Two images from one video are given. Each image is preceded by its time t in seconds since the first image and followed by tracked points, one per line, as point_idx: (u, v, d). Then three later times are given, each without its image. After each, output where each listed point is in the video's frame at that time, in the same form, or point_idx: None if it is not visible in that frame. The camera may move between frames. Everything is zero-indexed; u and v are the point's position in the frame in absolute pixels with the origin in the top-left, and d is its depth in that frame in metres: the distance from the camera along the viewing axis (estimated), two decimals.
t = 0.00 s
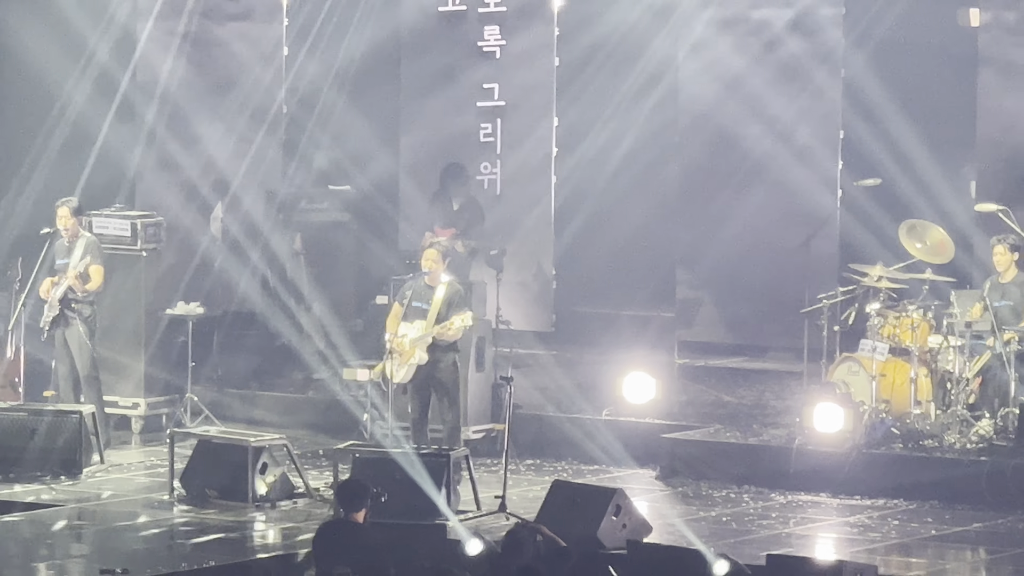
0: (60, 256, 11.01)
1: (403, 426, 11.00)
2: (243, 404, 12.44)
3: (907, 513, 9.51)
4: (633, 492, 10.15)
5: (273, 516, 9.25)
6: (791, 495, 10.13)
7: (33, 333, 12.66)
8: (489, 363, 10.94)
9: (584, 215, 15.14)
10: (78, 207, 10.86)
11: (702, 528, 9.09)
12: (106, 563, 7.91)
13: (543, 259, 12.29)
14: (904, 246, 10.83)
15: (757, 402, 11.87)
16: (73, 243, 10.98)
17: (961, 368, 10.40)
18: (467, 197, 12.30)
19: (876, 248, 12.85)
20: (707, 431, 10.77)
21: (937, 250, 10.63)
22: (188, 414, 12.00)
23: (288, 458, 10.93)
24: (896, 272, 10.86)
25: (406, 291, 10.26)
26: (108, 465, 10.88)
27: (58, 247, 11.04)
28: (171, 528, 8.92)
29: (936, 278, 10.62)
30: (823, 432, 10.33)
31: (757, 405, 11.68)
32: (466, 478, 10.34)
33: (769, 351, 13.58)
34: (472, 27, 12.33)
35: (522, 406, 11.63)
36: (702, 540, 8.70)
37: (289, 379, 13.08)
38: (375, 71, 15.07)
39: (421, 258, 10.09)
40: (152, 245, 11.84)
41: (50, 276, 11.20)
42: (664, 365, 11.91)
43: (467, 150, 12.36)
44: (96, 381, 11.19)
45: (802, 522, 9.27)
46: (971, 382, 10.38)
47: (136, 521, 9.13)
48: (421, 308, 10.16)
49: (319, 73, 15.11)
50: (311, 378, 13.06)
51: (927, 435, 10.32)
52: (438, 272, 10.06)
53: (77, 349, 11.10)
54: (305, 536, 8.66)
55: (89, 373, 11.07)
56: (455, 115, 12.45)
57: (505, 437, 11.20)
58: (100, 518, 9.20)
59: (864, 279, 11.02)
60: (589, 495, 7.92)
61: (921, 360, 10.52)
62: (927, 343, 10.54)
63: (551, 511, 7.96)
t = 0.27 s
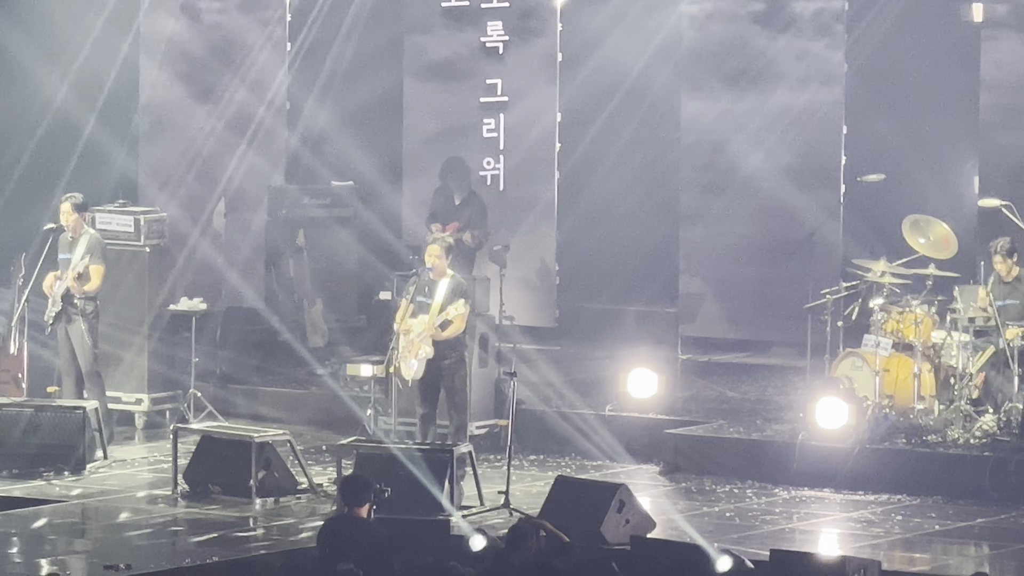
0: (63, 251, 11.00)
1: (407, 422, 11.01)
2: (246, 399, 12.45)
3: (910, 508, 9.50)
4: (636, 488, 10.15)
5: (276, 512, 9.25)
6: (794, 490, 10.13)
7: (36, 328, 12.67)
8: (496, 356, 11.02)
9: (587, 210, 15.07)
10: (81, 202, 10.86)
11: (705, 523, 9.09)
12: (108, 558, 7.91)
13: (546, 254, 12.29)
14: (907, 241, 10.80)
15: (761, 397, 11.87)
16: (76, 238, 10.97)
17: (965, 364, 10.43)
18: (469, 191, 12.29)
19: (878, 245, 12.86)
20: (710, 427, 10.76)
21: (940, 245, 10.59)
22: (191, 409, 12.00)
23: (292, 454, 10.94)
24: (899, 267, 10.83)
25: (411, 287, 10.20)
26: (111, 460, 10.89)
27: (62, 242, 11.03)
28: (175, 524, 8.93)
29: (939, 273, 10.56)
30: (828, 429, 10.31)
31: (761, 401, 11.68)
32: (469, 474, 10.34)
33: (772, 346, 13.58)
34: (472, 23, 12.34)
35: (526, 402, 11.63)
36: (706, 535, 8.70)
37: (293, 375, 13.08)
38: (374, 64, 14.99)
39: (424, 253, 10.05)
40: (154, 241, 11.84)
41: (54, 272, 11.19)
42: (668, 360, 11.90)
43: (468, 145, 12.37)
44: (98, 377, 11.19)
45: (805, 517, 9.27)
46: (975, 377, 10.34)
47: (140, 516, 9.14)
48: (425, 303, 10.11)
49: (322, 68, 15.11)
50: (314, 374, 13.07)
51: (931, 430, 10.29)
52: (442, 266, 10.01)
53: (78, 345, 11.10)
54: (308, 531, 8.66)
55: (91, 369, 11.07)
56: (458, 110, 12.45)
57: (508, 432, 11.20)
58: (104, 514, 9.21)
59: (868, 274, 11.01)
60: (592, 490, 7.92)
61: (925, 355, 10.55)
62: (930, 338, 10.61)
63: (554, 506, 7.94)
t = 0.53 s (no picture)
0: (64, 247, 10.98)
1: (407, 417, 11.01)
2: (246, 395, 12.45)
3: (910, 503, 9.50)
4: (636, 483, 10.14)
5: (276, 507, 9.24)
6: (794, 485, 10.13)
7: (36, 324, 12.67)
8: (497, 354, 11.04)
9: (580, 193, 14.99)
10: (82, 197, 10.85)
11: (705, 518, 9.08)
12: (108, 553, 7.90)
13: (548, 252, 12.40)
14: (907, 235, 10.79)
15: (762, 392, 11.86)
16: (78, 234, 10.95)
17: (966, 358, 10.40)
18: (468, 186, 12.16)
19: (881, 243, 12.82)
20: (710, 422, 10.76)
21: (940, 241, 10.59)
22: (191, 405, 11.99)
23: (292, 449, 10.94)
24: (900, 262, 10.80)
25: (414, 284, 10.21)
26: (112, 456, 10.89)
27: (62, 238, 11.00)
28: (174, 519, 8.92)
29: (939, 268, 10.59)
30: (829, 424, 10.31)
31: (762, 396, 11.68)
32: (469, 469, 10.34)
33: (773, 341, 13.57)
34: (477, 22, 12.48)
35: (526, 397, 11.63)
36: (706, 531, 8.68)
37: (293, 371, 13.06)
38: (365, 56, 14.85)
39: (425, 249, 10.03)
40: (154, 236, 11.85)
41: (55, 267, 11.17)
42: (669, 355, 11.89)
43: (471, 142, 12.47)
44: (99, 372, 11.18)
45: (806, 512, 9.27)
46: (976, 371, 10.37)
47: (139, 511, 9.13)
48: (427, 298, 10.11)
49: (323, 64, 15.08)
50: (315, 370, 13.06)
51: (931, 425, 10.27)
52: (444, 261, 10.00)
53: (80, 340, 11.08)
54: (308, 526, 8.65)
55: (91, 364, 11.06)
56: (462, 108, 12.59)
57: (508, 427, 11.20)
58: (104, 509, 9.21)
59: (869, 269, 11.00)
60: (593, 486, 7.90)
61: (925, 350, 10.54)
62: (931, 334, 10.59)
63: (553, 502, 7.91)
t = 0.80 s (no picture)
0: (64, 241, 11.00)
1: (407, 411, 11.03)
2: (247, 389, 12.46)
3: (910, 496, 9.50)
4: (635, 476, 10.15)
5: (275, 500, 9.24)
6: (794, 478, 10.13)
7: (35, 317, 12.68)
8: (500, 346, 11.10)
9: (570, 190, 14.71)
10: (82, 191, 10.86)
11: (704, 511, 9.09)
12: (107, 547, 7.90)
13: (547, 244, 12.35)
14: (906, 229, 10.82)
15: (762, 386, 11.86)
16: (79, 228, 10.98)
17: (965, 351, 10.35)
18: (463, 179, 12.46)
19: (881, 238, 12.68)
20: (710, 415, 10.77)
21: (940, 234, 10.63)
22: (190, 398, 12.00)
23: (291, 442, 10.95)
24: (899, 255, 10.78)
25: (415, 279, 10.20)
26: (111, 449, 10.90)
27: (62, 232, 11.02)
28: (174, 512, 8.93)
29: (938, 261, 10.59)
30: (829, 418, 10.29)
31: (761, 389, 11.67)
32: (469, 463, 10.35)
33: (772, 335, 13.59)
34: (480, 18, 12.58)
35: (525, 390, 11.64)
36: (705, 524, 8.69)
37: (292, 364, 13.07)
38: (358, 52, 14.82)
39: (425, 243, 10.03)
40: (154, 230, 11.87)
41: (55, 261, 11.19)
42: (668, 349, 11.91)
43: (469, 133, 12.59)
44: (99, 366, 11.19)
45: (805, 505, 9.28)
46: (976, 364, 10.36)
47: (139, 505, 9.14)
48: (428, 292, 10.13)
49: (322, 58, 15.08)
50: (315, 364, 13.07)
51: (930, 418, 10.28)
52: (445, 255, 10.00)
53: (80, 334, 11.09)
54: (307, 520, 8.66)
55: (91, 358, 11.07)
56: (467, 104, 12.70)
57: (508, 420, 11.22)
58: (103, 502, 9.21)
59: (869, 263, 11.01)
60: (592, 479, 7.87)
61: (925, 343, 10.56)
62: (930, 326, 10.58)
63: (552, 495, 7.91)
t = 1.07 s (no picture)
0: (62, 237, 10.99)
1: (404, 406, 11.03)
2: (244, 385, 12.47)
3: (907, 491, 9.50)
4: (631, 471, 10.15)
5: (272, 495, 9.24)
6: (790, 473, 10.14)
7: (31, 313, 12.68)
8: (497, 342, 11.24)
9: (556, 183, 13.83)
10: (79, 186, 10.84)
11: (700, 506, 9.09)
12: (104, 542, 7.89)
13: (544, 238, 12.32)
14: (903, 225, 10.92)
15: (758, 379, 11.87)
16: (76, 223, 10.97)
17: (962, 346, 10.37)
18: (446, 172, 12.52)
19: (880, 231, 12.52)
20: (707, 410, 10.77)
21: (937, 229, 10.73)
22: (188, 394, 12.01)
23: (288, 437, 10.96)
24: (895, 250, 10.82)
25: (412, 273, 10.21)
26: (109, 445, 10.91)
27: (60, 227, 11.02)
28: (171, 507, 8.93)
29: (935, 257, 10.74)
30: (825, 413, 10.30)
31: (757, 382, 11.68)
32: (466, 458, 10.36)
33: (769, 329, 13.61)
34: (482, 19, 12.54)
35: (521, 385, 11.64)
36: (702, 519, 8.69)
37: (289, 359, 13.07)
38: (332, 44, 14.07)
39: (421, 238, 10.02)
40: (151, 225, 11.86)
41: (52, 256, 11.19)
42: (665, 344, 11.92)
43: (467, 129, 12.54)
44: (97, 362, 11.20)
45: (802, 500, 9.28)
46: (972, 359, 10.40)
47: (136, 500, 9.15)
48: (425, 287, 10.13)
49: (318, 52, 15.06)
50: (311, 358, 13.06)
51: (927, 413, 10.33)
52: (442, 251, 9.99)
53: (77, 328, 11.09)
54: (304, 514, 8.66)
55: (89, 353, 11.06)
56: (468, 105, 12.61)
57: (505, 415, 11.22)
58: (100, 497, 9.22)
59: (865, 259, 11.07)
60: (589, 474, 7.87)
61: (921, 338, 10.56)
62: (927, 321, 10.57)
63: (549, 489, 7.90)
